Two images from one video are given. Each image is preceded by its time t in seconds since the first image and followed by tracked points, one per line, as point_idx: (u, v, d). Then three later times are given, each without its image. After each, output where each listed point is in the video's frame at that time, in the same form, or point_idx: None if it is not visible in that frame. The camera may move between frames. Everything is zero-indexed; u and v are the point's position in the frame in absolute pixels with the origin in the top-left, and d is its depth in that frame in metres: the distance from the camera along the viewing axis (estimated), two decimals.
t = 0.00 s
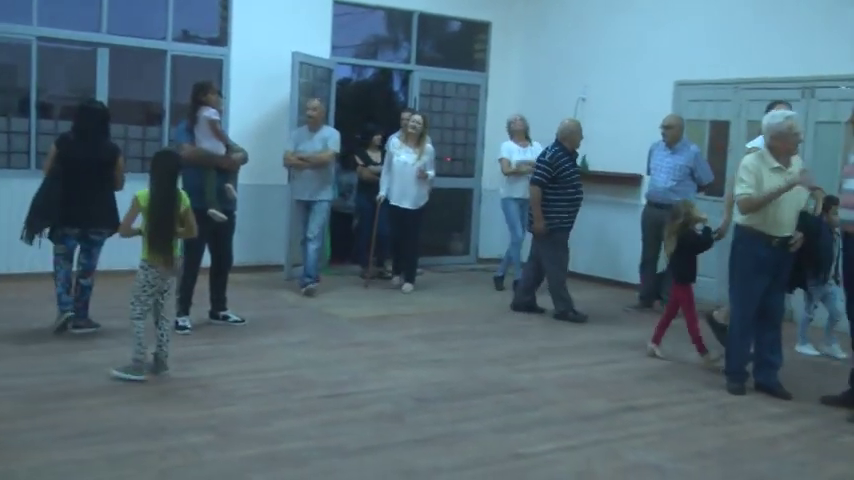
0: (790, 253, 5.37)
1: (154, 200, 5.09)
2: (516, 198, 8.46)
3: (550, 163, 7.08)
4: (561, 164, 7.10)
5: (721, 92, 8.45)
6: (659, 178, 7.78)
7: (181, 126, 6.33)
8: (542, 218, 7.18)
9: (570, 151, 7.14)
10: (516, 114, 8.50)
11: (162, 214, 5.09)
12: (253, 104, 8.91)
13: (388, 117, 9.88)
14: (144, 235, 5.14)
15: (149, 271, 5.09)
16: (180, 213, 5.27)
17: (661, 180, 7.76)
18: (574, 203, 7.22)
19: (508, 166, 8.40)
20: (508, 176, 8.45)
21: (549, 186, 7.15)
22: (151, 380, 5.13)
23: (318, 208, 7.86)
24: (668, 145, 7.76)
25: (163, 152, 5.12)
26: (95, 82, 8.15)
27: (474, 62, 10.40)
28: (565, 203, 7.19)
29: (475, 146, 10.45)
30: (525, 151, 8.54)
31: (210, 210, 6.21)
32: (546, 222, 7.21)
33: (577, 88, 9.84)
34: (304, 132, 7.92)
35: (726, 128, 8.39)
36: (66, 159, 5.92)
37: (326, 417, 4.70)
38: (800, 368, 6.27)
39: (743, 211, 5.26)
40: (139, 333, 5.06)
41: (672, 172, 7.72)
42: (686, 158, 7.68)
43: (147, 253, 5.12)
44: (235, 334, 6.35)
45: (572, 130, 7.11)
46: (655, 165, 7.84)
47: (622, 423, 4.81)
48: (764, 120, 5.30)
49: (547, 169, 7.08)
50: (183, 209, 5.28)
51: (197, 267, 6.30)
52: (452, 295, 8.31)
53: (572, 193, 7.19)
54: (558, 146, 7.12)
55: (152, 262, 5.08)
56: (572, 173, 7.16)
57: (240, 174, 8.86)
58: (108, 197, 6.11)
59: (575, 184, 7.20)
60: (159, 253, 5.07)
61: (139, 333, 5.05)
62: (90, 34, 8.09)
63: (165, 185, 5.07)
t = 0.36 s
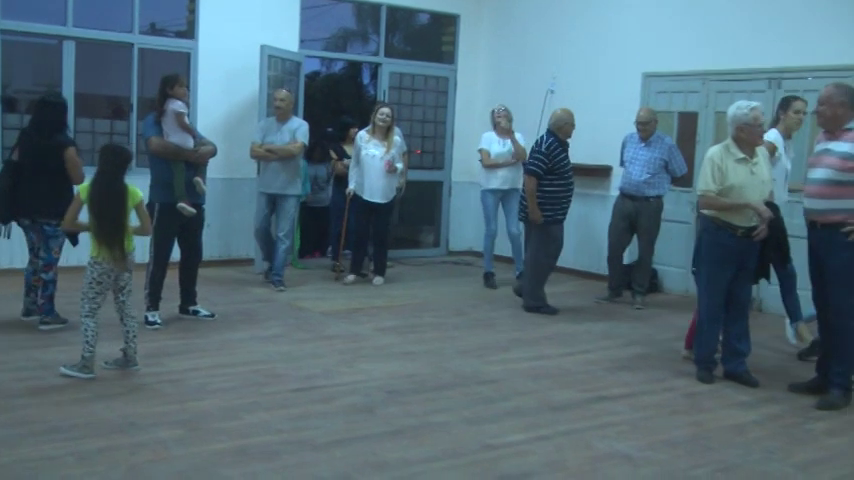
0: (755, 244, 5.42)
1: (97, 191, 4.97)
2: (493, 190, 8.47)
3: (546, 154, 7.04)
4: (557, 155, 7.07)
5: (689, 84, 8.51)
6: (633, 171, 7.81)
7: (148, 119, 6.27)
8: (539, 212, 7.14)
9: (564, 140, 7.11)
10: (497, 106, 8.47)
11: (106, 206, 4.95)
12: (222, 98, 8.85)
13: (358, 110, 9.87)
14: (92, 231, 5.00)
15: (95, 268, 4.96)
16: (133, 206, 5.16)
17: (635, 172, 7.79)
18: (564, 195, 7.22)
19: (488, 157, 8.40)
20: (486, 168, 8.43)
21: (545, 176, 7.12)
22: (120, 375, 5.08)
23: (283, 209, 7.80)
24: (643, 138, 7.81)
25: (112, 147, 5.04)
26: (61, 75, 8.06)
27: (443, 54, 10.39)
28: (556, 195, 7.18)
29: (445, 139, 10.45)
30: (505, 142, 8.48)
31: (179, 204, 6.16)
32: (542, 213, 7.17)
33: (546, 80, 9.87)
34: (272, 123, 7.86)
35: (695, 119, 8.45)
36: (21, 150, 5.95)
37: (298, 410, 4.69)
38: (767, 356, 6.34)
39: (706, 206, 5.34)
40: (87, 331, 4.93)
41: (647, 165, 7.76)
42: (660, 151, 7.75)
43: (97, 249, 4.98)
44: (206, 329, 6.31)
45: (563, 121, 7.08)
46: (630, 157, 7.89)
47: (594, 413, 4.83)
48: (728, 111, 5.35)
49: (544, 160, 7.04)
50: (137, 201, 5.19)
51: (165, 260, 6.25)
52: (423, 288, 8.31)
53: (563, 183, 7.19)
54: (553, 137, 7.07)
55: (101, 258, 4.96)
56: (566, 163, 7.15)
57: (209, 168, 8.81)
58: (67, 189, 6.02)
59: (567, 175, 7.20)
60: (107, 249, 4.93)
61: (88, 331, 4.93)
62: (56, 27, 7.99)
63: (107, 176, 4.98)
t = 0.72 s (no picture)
0: (710, 234, 5.50)
1: (30, 200, 4.88)
2: (463, 186, 8.46)
3: (522, 146, 7.11)
4: (533, 149, 7.12)
5: (644, 77, 8.59)
6: (590, 165, 7.82)
7: (101, 124, 6.21)
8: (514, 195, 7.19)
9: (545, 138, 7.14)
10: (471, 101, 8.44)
11: (37, 208, 4.86)
12: (177, 100, 8.77)
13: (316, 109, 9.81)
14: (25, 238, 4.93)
15: (29, 276, 4.89)
16: (67, 213, 5.05)
17: (592, 166, 7.81)
18: (544, 191, 7.24)
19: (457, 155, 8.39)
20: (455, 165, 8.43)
21: (521, 169, 7.17)
22: (79, 383, 5.04)
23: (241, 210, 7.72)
24: (597, 133, 7.84)
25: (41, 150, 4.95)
26: (13, 80, 7.94)
27: (399, 52, 10.38)
28: (532, 187, 7.20)
29: (403, 137, 10.45)
30: (474, 139, 8.44)
31: (135, 207, 6.10)
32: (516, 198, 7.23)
33: (501, 75, 9.91)
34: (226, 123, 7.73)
35: (651, 112, 8.54)
36: None
37: (259, 412, 4.67)
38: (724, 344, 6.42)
39: (669, 193, 5.35)
40: (37, 341, 4.89)
41: (604, 159, 7.80)
42: (616, 145, 7.81)
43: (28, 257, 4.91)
44: (166, 333, 6.26)
45: (546, 119, 7.11)
46: (586, 150, 7.90)
47: (555, 406, 4.87)
48: (681, 103, 5.41)
49: (519, 152, 7.09)
50: (72, 208, 5.08)
51: (123, 265, 6.19)
52: (385, 286, 8.32)
53: (544, 177, 7.20)
54: (533, 132, 7.14)
55: (32, 265, 4.89)
56: (545, 159, 7.16)
57: (165, 170, 8.74)
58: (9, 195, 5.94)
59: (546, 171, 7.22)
60: (37, 255, 4.86)
61: (39, 341, 4.89)
62: (7, 30, 7.87)
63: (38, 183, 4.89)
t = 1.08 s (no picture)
0: (673, 233, 5.55)
1: None
2: (431, 186, 8.45)
3: (505, 145, 7.08)
4: (516, 149, 7.08)
5: (607, 77, 8.65)
6: (553, 163, 7.85)
7: (61, 126, 6.13)
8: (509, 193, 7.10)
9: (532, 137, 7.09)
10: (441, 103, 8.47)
11: None
12: (139, 101, 8.69)
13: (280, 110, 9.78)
14: None
15: None
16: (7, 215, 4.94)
17: (557, 166, 7.82)
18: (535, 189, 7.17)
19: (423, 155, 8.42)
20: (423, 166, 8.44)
21: (506, 169, 7.13)
22: (40, 388, 4.97)
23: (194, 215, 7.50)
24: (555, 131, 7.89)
25: None
26: None
27: (363, 53, 10.36)
28: (524, 185, 7.12)
29: (368, 138, 10.44)
30: (442, 140, 8.47)
31: (97, 209, 6.04)
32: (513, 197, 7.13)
33: (465, 76, 9.94)
34: (179, 128, 7.43)
35: (615, 113, 8.61)
36: None
37: (224, 415, 4.64)
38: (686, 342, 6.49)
39: (639, 190, 5.35)
40: None
41: (565, 157, 7.87)
42: (574, 143, 7.91)
43: None
44: (130, 336, 6.21)
45: (531, 117, 7.07)
46: (545, 152, 7.92)
47: (520, 405, 4.88)
48: (644, 103, 5.45)
49: (502, 152, 7.07)
50: (10, 212, 5.00)
51: (86, 267, 6.13)
52: (351, 286, 8.30)
53: (532, 175, 7.14)
54: (516, 131, 7.11)
55: None
56: (530, 158, 7.11)
57: (128, 172, 8.66)
58: None
59: (534, 169, 7.16)
60: None
61: None
62: None
63: None
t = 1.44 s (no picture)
0: (641, 240, 5.59)
1: None
2: (398, 195, 8.48)
3: (495, 162, 6.89)
4: (506, 162, 6.89)
5: (575, 85, 8.71)
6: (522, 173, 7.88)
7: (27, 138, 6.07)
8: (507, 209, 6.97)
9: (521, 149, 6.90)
10: (409, 112, 8.51)
11: None
12: (108, 113, 8.63)
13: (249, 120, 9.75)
14: None
15: None
16: None
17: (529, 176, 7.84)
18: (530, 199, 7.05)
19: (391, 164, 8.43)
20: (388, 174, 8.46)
21: (498, 185, 6.98)
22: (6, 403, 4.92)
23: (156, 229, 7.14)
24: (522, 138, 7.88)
25: None
26: None
27: (332, 63, 10.36)
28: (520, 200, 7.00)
29: (337, 148, 10.42)
30: (408, 147, 8.48)
31: (63, 221, 5.99)
32: (513, 211, 6.98)
33: (434, 86, 9.97)
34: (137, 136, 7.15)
35: (583, 120, 8.66)
36: None
37: (194, 427, 4.61)
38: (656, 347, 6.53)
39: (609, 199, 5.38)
40: None
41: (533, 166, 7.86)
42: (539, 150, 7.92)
43: None
44: (99, 350, 6.16)
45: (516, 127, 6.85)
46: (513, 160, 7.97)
47: (490, 413, 4.89)
48: (612, 110, 5.49)
49: (492, 168, 6.90)
50: None
51: (53, 281, 6.07)
52: (321, 297, 8.28)
53: (526, 185, 7.00)
54: (505, 145, 6.91)
55: None
56: (521, 168, 6.94)
57: (95, 184, 8.60)
58: None
59: (526, 179, 6.99)
60: None
61: None
62: None
63: None
